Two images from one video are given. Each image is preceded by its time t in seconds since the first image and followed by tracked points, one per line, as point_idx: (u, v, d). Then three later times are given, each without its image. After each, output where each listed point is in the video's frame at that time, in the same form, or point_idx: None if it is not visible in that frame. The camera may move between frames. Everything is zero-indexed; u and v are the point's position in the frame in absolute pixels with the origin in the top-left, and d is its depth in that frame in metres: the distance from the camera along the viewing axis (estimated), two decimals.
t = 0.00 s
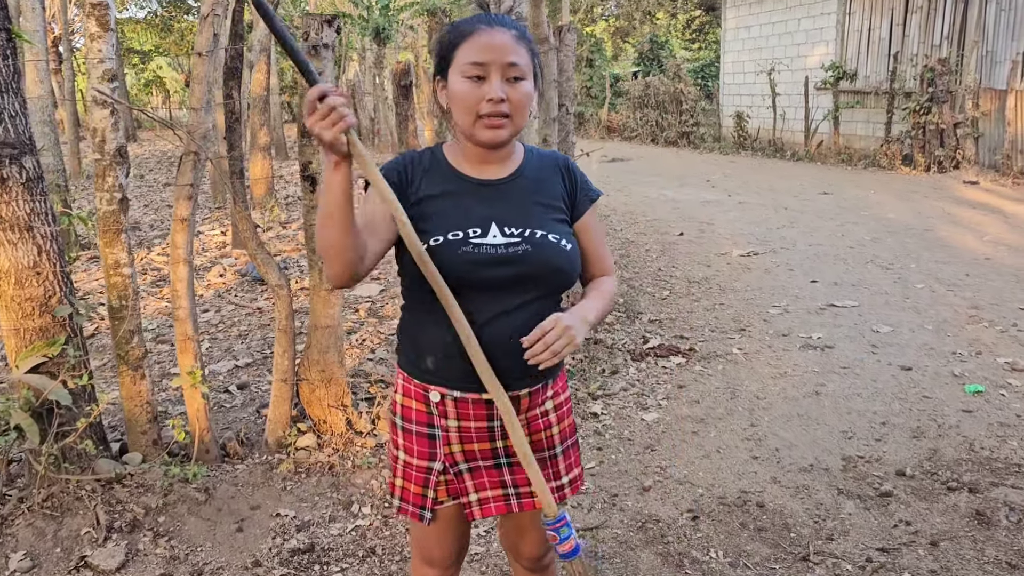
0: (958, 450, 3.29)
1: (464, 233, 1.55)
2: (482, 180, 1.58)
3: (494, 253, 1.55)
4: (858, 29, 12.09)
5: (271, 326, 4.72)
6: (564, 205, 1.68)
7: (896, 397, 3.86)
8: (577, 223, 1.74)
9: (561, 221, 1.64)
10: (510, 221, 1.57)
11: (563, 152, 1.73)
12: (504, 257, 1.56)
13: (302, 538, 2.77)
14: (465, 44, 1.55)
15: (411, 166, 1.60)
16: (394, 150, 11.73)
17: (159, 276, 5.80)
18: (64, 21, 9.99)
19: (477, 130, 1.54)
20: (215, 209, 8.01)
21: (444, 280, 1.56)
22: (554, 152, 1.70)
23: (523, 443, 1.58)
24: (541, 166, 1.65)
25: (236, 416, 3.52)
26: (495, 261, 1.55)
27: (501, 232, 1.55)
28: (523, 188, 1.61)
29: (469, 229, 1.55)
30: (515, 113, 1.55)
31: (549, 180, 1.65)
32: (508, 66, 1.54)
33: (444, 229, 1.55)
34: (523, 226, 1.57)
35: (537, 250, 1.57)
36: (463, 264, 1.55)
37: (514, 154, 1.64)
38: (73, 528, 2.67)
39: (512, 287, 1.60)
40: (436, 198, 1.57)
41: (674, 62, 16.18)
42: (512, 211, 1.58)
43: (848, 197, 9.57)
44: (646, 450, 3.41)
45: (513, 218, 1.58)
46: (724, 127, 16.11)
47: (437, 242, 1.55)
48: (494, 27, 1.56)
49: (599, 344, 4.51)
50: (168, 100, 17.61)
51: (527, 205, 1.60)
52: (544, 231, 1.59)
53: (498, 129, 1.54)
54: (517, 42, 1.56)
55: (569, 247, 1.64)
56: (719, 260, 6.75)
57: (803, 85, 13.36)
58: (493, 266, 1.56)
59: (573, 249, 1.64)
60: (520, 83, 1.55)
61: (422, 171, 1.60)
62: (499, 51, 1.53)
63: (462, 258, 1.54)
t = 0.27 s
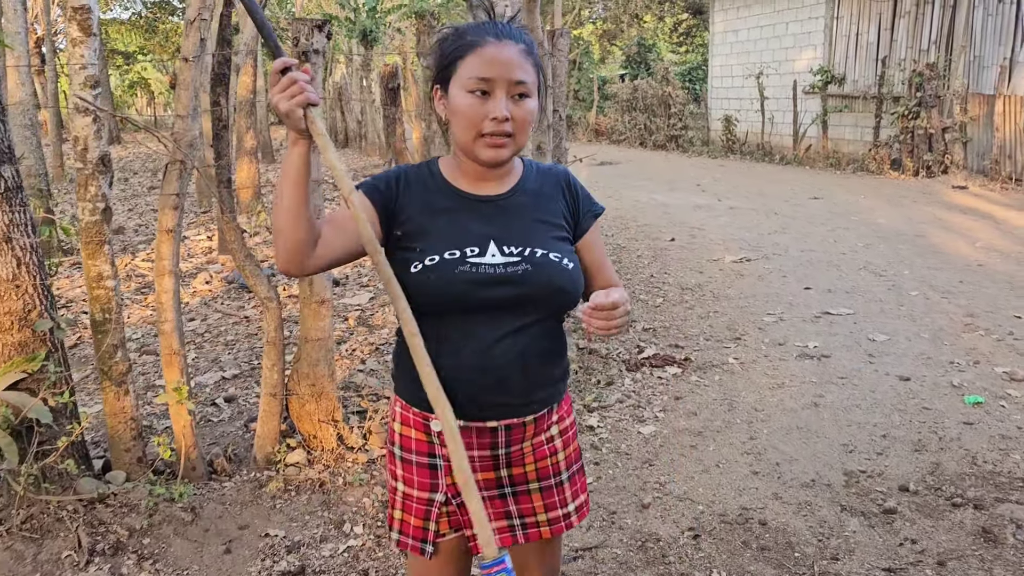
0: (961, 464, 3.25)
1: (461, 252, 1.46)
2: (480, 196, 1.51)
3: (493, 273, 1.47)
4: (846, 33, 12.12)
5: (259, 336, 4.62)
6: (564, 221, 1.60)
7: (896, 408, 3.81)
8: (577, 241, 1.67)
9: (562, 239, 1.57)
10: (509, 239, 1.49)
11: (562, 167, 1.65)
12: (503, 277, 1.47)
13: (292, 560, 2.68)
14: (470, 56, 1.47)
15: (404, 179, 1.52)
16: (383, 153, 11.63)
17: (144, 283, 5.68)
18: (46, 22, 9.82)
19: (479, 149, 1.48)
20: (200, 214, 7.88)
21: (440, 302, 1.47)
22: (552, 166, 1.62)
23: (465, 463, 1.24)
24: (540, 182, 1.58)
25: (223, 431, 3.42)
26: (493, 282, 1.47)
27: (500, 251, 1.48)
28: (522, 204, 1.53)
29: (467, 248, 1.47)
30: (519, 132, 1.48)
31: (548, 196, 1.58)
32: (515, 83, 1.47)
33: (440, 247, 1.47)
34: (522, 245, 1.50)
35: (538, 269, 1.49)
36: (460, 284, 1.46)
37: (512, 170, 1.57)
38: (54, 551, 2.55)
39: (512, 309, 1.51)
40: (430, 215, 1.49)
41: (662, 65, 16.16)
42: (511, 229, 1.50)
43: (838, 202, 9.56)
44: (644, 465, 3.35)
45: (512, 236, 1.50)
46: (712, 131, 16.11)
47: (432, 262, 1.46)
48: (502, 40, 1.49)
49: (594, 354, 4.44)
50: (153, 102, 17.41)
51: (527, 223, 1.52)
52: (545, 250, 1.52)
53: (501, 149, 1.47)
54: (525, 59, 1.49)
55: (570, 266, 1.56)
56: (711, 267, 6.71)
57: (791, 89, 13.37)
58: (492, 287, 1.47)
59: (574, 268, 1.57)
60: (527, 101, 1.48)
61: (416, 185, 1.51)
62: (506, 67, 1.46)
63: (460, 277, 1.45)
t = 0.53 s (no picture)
0: (962, 471, 3.19)
1: (451, 258, 1.40)
2: (472, 201, 1.45)
3: (484, 280, 1.40)
4: (843, 35, 12.08)
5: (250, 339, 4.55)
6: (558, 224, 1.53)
7: (896, 414, 3.76)
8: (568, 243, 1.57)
9: (557, 243, 1.50)
10: (501, 243, 1.42)
11: (557, 168, 1.59)
12: (495, 283, 1.41)
13: (280, 573, 2.62)
14: (471, 62, 1.39)
15: (392, 182, 1.46)
16: (378, 153, 11.55)
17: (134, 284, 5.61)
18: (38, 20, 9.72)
19: (471, 160, 1.41)
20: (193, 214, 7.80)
21: (430, 311, 1.41)
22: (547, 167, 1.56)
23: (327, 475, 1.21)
24: (533, 184, 1.52)
25: (212, 437, 3.35)
26: (484, 288, 1.40)
27: (491, 257, 1.41)
28: (514, 208, 1.47)
29: (456, 254, 1.40)
30: (516, 145, 1.41)
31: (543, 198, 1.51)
32: (516, 95, 1.39)
33: (429, 253, 1.40)
34: (514, 249, 1.43)
35: (531, 274, 1.43)
36: (450, 291, 1.39)
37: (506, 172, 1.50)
38: (33, 563, 2.47)
39: (505, 317, 1.44)
40: (418, 221, 1.43)
41: (658, 65, 16.11)
42: (503, 233, 1.44)
43: (835, 203, 9.52)
44: (641, 473, 3.28)
45: (504, 240, 1.43)
46: (709, 132, 16.06)
47: (421, 268, 1.40)
48: (506, 48, 1.40)
49: (590, 359, 4.37)
50: (147, 100, 17.30)
51: (520, 227, 1.46)
52: (538, 255, 1.44)
53: (495, 162, 1.41)
54: (529, 69, 1.41)
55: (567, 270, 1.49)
56: (709, 269, 6.65)
57: (788, 90, 13.32)
58: (483, 294, 1.41)
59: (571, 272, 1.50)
60: (527, 115, 1.41)
61: (404, 188, 1.46)
62: (507, 78, 1.38)
63: (449, 283, 1.39)
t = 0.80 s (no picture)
0: (968, 478, 3.14)
1: (435, 265, 1.38)
2: (456, 205, 1.42)
3: (469, 285, 1.38)
4: (852, 36, 12.00)
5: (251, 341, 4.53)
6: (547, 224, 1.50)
7: (900, 420, 3.70)
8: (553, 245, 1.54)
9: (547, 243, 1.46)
10: (486, 247, 1.40)
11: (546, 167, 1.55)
12: (480, 289, 1.38)
13: None
14: (460, 73, 1.35)
15: (374, 192, 1.44)
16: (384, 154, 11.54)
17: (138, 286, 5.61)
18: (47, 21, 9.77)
19: (456, 171, 1.39)
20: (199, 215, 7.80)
21: (415, 319, 1.39)
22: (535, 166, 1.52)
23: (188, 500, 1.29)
24: (521, 184, 1.49)
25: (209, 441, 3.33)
26: (469, 294, 1.38)
27: (476, 261, 1.39)
28: (500, 209, 1.44)
29: (440, 260, 1.38)
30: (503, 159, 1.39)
31: (531, 197, 1.47)
32: (505, 108, 1.36)
33: (413, 260, 1.39)
34: (500, 252, 1.40)
35: (519, 278, 1.40)
36: (435, 298, 1.37)
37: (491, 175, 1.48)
38: (26, 567, 2.44)
39: (492, 323, 1.41)
40: (402, 228, 1.41)
41: (667, 67, 16.05)
42: (489, 237, 1.41)
43: (843, 206, 9.44)
44: (642, 479, 3.24)
45: (489, 244, 1.41)
46: (717, 133, 15.98)
47: (404, 276, 1.39)
48: (497, 59, 1.36)
49: (592, 362, 4.33)
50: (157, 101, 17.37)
51: (507, 229, 1.42)
52: (525, 257, 1.41)
53: (480, 175, 1.39)
54: (521, 81, 1.37)
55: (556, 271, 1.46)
56: (714, 271, 6.60)
57: (797, 92, 13.24)
58: (469, 299, 1.38)
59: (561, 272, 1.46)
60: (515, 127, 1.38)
61: (386, 195, 1.44)
62: (496, 93, 1.34)
63: (434, 290, 1.37)
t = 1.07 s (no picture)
0: (976, 485, 3.10)
1: (421, 271, 1.37)
2: (439, 208, 1.40)
3: (458, 289, 1.37)
4: (864, 37, 11.91)
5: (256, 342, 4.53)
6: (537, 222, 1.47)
7: (908, 424, 3.66)
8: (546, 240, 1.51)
9: (536, 241, 1.43)
10: (473, 250, 1.38)
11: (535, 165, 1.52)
12: (469, 293, 1.37)
13: None
14: (434, 74, 1.33)
15: (359, 199, 1.43)
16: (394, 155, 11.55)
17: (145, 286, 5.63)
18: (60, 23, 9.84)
19: (437, 175, 1.37)
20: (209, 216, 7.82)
21: (404, 326, 1.38)
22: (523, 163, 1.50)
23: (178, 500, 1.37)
24: (509, 182, 1.46)
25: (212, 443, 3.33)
26: (458, 299, 1.37)
27: (464, 265, 1.37)
28: (487, 210, 1.41)
29: (428, 266, 1.37)
30: (484, 159, 1.37)
31: (518, 197, 1.45)
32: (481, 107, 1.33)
33: (399, 267, 1.38)
34: (488, 255, 1.39)
35: (508, 280, 1.38)
36: (423, 304, 1.36)
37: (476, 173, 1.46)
38: (27, 568, 2.44)
39: (483, 327, 1.40)
40: (386, 234, 1.40)
41: (678, 69, 15.99)
42: (476, 239, 1.39)
43: (854, 208, 9.36)
44: (646, 483, 3.22)
45: (476, 247, 1.39)
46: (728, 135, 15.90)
47: (391, 283, 1.38)
48: (471, 58, 1.34)
49: (598, 365, 4.31)
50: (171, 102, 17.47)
51: (494, 231, 1.41)
52: (514, 258, 1.39)
53: (460, 178, 1.37)
54: (498, 78, 1.35)
55: (546, 272, 1.43)
56: (723, 274, 6.56)
57: (808, 93, 13.16)
58: (458, 304, 1.37)
59: (550, 271, 1.44)
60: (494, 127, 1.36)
61: (369, 202, 1.43)
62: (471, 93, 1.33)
63: (422, 297, 1.36)
